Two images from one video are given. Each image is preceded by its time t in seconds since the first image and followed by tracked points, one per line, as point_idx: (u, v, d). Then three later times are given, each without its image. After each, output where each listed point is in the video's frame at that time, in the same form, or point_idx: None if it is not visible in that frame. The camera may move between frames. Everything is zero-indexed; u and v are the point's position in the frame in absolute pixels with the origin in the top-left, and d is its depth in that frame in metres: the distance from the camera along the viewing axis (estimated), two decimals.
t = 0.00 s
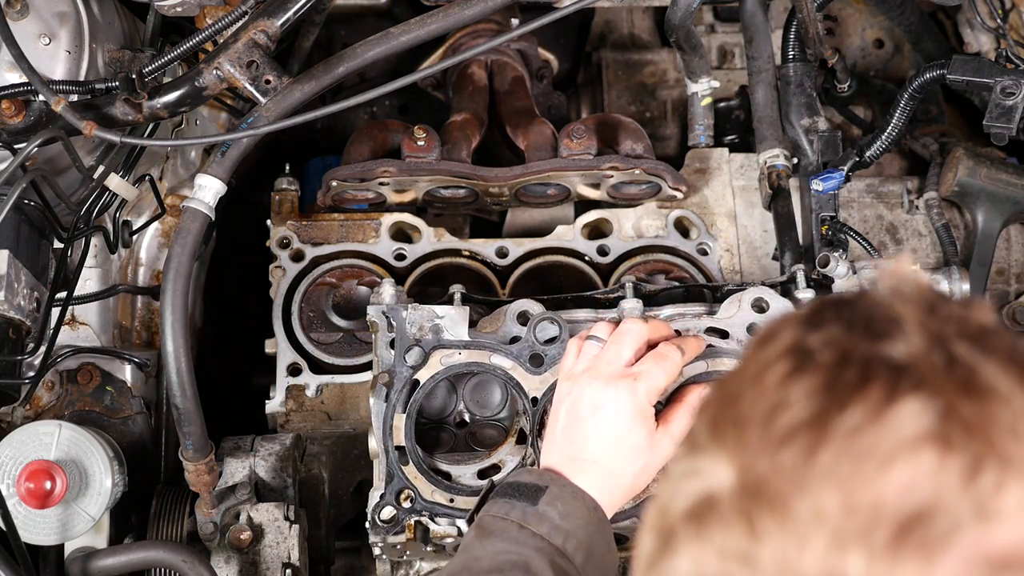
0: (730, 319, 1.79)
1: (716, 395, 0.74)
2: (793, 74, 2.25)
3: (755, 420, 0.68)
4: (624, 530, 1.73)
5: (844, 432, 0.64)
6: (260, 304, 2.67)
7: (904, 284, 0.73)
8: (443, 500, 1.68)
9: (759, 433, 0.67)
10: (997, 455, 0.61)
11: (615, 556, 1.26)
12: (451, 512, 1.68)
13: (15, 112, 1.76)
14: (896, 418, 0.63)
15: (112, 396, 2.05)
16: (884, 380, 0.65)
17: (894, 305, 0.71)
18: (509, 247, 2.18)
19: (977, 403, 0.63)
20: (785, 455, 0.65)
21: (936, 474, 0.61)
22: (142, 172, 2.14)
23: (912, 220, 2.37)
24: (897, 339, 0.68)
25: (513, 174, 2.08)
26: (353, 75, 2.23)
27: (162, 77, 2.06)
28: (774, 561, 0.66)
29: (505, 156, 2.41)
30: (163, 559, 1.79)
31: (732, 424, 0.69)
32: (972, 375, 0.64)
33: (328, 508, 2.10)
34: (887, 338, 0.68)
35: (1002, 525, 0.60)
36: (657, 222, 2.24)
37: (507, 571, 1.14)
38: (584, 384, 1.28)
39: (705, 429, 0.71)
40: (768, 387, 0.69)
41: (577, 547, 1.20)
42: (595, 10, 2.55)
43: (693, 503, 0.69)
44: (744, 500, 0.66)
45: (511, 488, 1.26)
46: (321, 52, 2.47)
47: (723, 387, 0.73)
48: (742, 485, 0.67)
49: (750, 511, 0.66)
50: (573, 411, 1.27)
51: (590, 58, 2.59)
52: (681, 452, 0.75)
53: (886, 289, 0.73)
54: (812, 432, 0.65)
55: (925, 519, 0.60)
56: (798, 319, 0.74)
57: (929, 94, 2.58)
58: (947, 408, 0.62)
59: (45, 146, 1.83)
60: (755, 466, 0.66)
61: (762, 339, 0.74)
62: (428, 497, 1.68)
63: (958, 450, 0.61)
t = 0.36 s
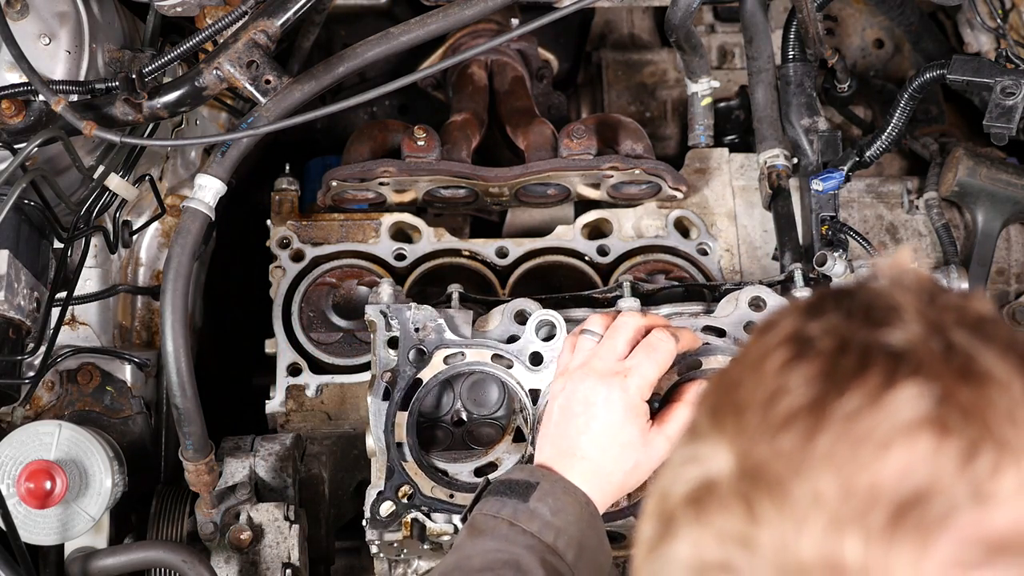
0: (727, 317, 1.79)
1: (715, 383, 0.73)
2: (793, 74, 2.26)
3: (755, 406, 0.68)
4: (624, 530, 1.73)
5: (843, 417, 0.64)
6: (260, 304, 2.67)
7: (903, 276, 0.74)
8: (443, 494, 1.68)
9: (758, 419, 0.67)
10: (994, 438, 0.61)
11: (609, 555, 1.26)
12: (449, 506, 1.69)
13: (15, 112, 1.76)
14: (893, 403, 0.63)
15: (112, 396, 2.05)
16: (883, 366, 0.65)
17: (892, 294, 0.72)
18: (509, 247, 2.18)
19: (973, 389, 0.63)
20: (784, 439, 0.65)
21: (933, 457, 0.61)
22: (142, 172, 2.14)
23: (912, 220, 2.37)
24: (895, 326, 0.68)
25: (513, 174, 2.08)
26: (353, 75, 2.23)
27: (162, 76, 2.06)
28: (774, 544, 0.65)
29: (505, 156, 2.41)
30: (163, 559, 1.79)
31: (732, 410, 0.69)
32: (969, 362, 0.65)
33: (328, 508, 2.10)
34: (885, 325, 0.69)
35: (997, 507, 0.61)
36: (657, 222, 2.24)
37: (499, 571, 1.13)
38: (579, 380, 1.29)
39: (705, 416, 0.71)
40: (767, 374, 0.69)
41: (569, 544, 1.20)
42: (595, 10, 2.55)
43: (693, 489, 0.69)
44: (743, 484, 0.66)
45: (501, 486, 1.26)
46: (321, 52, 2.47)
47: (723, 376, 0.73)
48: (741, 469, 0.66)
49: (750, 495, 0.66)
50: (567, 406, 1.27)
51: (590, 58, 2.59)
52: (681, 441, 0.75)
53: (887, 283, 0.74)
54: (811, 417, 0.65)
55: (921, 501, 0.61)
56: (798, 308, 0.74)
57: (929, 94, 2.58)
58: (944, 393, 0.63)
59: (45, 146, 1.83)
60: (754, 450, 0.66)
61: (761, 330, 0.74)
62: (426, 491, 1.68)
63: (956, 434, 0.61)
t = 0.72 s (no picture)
0: (727, 317, 1.79)
1: (735, 363, 0.69)
2: (793, 74, 2.26)
3: (779, 385, 0.63)
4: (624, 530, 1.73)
5: (868, 396, 0.60)
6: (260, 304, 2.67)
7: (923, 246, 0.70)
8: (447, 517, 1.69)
9: (782, 399, 0.62)
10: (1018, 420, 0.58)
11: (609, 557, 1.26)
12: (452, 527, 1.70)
13: (15, 112, 1.76)
14: (919, 384, 0.59)
15: (112, 396, 2.05)
16: (910, 346, 0.61)
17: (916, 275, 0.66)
18: (509, 247, 2.18)
19: (1001, 372, 0.59)
20: (807, 418, 0.60)
21: (957, 438, 0.57)
22: (142, 172, 2.14)
23: (912, 220, 2.37)
24: (923, 306, 0.63)
25: (512, 174, 2.08)
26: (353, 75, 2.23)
27: (162, 77, 2.06)
28: (796, 525, 0.60)
29: (505, 155, 2.41)
30: (163, 559, 1.79)
31: (754, 390, 0.64)
32: (998, 346, 0.60)
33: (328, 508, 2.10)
34: (913, 306, 0.63)
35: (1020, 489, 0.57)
36: (657, 222, 2.24)
37: None
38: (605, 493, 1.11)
39: (727, 394, 0.66)
40: (789, 353, 0.64)
41: None
42: (595, 10, 2.55)
43: (713, 466, 0.64)
44: (764, 461, 0.61)
45: None
46: (321, 52, 2.47)
47: (744, 356, 0.68)
48: (762, 447, 0.62)
49: (770, 475, 0.61)
50: (590, 521, 1.11)
51: (590, 58, 2.59)
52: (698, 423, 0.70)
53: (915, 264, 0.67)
54: (837, 395, 0.60)
55: (946, 483, 0.57)
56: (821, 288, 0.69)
57: (929, 94, 2.58)
58: (968, 373, 0.59)
59: (45, 146, 1.83)
60: (776, 429, 0.61)
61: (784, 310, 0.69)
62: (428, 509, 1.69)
63: (978, 416, 0.57)
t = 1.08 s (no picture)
0: (726, 318, 1.79)
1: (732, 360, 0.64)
2: (793, 74, 2.26)
3: (783, 379, 0.58)
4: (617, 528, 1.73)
5: (875, 388, 0.55)
6: (260, 305, 2.67)
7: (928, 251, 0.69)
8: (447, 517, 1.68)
9: (787, 393, 0.57)
10: None
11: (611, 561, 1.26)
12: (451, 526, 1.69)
13: (15, 112, 1.76)
14: (925, 376, 0.54)
15: (112, 396, 2.05)
16: (915, 341, 0.57)
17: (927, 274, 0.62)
18: (509, 247, 2.18)
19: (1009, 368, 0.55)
20: (814, 410, 0.55)
21: (965, 431, 0.52)
22: (142, 172, 2.14)
23: (912, 220, 2.37)
24: (928, 304, 0.59)
25: (512, 174, 2.08)
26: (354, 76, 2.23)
27: (162, 77, 2.06)
28: (803, 521, 0.54)
29: (505, 155, 2.40)
30: (163, 558, 1.79)
31: (754, 383, 0.59)
32: (1004, 342, 0.56)
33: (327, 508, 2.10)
34: (916, 303, 0.59)
35: None
36: (657, 222, 2.24)
37: None
38: (596, 530, 1.14)
39: (729, 390, 0.60)
40: (791, 348, 0.59)
41: None
42: (595, 10, 2.55)
43: (719, 463, 0.57)
44: (771, 455, 0.55)
45: None
46: (321, 52, 2.47)
47: (743, 355, 0.63)
48: (769, 441, 0.56)
49: (773, 467, 0.55)
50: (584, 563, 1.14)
51: (590, 58, 2.59)
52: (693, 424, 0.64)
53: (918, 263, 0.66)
54: (843, 389, 0.55)
55: (957, 477, 0.52)
56: (824, 288, 0.64)
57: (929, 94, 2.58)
58: (974, 367, 0.55)
59: (45, 146, 1.83)
60: (779, 421, 0.56)
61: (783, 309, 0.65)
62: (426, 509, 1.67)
63: (985, 409, 0.53)
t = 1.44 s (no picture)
0: (726, 318, 1.79)
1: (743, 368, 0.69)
2: (793, 74, 2.26)
3: (786, 388, 0.63)
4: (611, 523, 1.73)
5: (872, 398, 0.59)
6: (260, 304, 2.67)
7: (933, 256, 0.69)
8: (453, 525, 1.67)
9: (790, 400, 0.62)
10: None
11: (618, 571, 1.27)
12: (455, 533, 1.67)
13: (15, 112, 1.76)
14: (924, 387, 0.58)
15: (111, 395, 2.05)
16: (914, 351, 0.60)
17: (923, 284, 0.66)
18: (509, 247, 2.18)
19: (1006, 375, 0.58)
20: (811, 422, 0.60)
21: (963, 442, 0.55)
22: (142, 172, 2.14)
23: (912, 220, 2.37)
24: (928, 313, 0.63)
25: (512, 174, 2.08)
26: (353, 76, 2.23)
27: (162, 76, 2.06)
28: (803, 527, 0.59)
29: (505, 156, 2.41)
30: (163, 558, 1.79)
31: (761, 393, 0.64)
32: (1003, 352, 0.60)
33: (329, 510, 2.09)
34: (916, 313, 0.63)
35: None
36: (657, 222, 2.24)
37: None
38: None
39: (736, 399, 0.66)
40: (795, 358, 0.64)
41: None
42: (595, 10, 2.55)
43: (724, 470, 0.64)
44: (773, 463, 0.61)
45: None
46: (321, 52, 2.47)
47: (753, 360, 0.68)
48: (771, 449, 0.61)
49: (775, 479, 0.60)
50: None
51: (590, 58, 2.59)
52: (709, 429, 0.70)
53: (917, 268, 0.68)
54: (843, 398, 0.60)
55: (953, 486, 0.55)
56: (830, 295, 0.69)
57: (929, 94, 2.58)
58: (973, 378, 0.58)
59: (45, 146, 1.83)
60: (783, 432, 0.61)
61: (792, 317, 0.70)
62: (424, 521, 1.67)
63: (983, 419, 0.56)
